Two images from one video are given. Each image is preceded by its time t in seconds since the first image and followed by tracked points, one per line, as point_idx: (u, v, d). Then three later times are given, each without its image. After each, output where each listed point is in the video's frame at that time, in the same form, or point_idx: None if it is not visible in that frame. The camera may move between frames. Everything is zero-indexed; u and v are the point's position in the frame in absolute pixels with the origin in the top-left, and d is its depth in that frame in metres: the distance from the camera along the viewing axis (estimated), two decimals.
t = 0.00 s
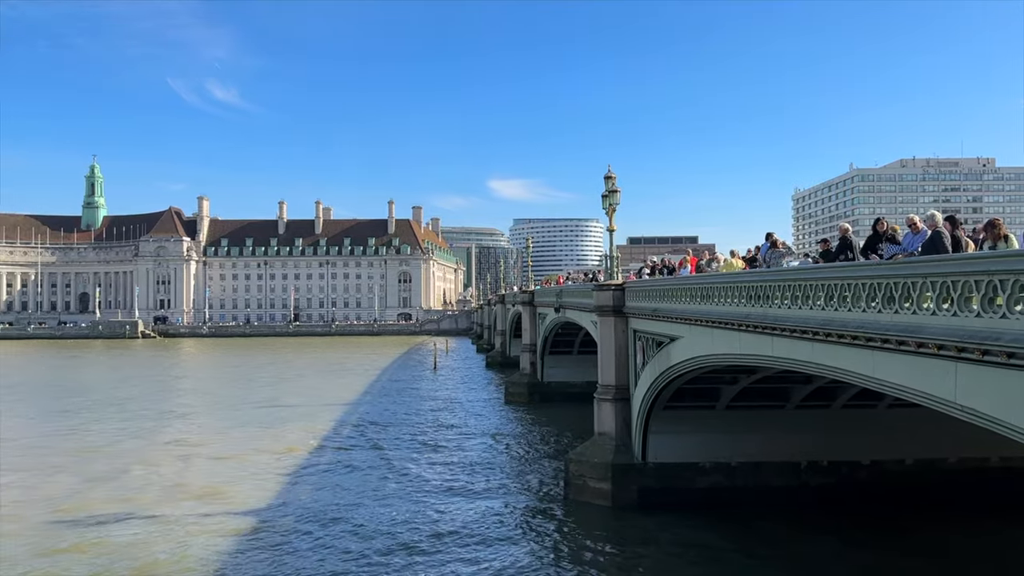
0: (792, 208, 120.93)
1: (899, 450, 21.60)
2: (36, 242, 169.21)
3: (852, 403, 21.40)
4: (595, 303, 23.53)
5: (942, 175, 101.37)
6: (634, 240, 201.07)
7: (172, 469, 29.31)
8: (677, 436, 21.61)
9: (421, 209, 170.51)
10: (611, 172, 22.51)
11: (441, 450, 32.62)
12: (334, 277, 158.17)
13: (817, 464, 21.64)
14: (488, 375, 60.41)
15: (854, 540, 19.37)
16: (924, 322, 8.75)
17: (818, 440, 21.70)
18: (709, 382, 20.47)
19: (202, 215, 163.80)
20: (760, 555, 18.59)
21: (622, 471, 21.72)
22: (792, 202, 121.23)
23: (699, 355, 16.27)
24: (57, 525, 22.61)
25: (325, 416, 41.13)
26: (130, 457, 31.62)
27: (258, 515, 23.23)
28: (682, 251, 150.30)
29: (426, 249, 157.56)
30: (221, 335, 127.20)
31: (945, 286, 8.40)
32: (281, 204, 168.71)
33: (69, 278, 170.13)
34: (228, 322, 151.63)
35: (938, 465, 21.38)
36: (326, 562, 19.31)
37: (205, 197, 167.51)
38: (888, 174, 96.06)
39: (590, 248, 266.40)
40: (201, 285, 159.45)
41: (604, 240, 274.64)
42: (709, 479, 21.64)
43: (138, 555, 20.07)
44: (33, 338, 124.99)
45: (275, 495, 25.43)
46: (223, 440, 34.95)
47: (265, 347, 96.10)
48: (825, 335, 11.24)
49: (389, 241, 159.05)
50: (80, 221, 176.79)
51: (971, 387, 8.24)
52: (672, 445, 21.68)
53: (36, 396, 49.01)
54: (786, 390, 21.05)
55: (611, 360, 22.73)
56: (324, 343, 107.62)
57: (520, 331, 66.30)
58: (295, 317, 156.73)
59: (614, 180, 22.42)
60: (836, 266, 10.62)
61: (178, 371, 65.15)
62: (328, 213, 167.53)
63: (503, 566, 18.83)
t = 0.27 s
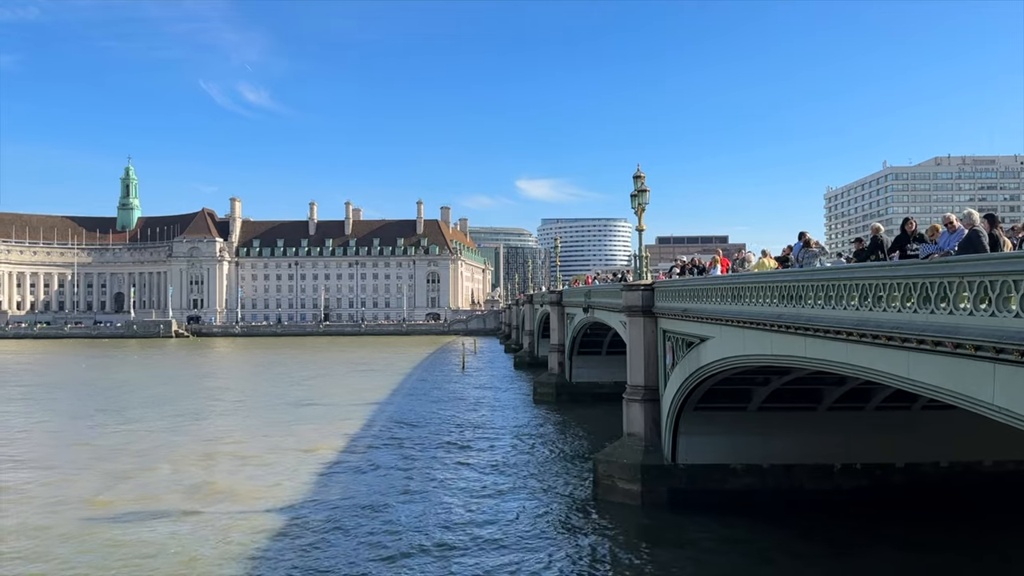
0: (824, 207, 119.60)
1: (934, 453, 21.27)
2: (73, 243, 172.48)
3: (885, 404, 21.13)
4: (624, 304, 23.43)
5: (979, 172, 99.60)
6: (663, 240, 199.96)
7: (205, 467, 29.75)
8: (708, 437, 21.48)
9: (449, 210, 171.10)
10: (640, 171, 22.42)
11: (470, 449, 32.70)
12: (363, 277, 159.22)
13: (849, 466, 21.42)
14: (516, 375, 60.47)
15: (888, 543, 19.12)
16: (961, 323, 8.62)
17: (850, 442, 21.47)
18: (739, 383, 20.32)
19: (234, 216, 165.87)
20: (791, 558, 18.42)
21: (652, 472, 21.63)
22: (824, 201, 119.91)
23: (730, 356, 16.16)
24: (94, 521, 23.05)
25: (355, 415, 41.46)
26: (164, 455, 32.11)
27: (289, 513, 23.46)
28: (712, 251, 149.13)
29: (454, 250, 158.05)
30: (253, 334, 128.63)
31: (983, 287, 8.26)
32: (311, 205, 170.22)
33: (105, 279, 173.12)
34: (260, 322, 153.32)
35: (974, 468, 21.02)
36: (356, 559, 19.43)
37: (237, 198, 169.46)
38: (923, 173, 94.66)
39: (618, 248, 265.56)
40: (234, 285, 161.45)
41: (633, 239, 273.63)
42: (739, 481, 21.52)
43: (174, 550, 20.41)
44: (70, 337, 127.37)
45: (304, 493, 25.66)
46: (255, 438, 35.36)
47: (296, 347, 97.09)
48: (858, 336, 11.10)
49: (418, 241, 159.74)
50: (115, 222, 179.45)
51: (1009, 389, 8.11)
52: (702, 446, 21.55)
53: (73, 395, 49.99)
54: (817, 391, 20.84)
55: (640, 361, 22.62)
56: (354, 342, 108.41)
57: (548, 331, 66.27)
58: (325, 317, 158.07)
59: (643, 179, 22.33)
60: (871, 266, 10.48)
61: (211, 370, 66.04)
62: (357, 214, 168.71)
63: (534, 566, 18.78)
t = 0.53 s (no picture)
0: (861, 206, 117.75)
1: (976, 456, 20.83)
2: (112, 244, 175.72)
3: (924, 406, 20.76)
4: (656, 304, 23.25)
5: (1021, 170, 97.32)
6: (696, 240, 198.33)
7: (241, 465, 30.16)
8: (743, 439, 21.26)
9: (480, 210, 171.28)
10: (673, 171, 22.26)
11: (501, 449, 32.72)
12: (395, 278, 160.13)
13: (887, 469, 21.09)
14: (548, 376, 60.38)
15: (928, 547, 18.76)
16: (1003, 325, 8.43)
17: (888, 445, 21.13)
18: (775, 384, 20.08)
19: (269, 218, 167.79)
20: (828, 562, 18.17)
21: (685, 474, 21.46)
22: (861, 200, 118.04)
23: (765, 357, 15.96)
24: (133, 517, 23.48)
25: (388, 415, 41.68)
26: (201, 453, 32.61)
27: (322, 512, 23.63)
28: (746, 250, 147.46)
29: (485, 250, 158.26)
30: (287, 334, 129.95)
31: None
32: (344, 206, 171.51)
33: (143, 279, 176.03)
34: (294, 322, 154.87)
35: (1016, 472, 20.56)
36: (389, 557, 19.51)
37: (272, 200, 171.37)
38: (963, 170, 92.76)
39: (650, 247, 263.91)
40: (269, 285, 163.31)
41: (665, 239, 271.75)
42: (775, 483, 21.29)
43: (211, 546, 20.69)
44: (110, 337, 129.74)
45: (337, 491, 25.88)
46: (288, 437, 35.75)
47: (329, 347, 97.92)
48: (898, 337, 10.88)
49: (449, 242, 160.12)
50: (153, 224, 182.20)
51: None
52: (737, 448, 21.34)
53: (113, 395, 50.88)
54: (855, 393, 20.54)
55: (673, 361, 22.40)
56: (386, 342, 109.00)
57: (580, 332, 66.05)
58: (358, 317, 159.21)
59: (676, 179, 22.17)
60: (910, 266, 10.28)
61: (246, 370, 66.83)
62: (390, 215, 169.73)
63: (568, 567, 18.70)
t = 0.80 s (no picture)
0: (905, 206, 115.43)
1: None
2: (157, 247, 179.13)
3: (972, 410, 20.25)
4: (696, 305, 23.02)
5: None
6: (735, 241, 196.21)
7: (281, 464, 30.58)
8: (785, 443, 20.99)
9: (517, 211, 171.38)
10: (712, 171, 22.03)
11: (538, 451, 32.72)
12: (432, 279, 160.94)
13: (933, 475, 20.67)
14: (585, 378, 60.17)
15: (976, 553, 18.33)
16: None
17: (934, 449, 20.69)
18: (818, 388, 19.76)
19: (309, 221, 169.91)
20: (875, 569, 17.84)
21: (726, 479, 21.22)
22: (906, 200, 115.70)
23: (808, 360, 15.76)
24: (177, 515, 23.93)
25: (426, 416, 41.92)
26: (242, 452, 33.11)
27: (360, 512, 23.83)
28: (786, 250, 145.42)
29: (522, 252, 158.31)
30: (327, 335, 131.43)
31: None
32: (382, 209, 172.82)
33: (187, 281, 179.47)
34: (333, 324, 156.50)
35: None
36: (429, 558, 19.62)
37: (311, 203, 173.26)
38: (1012, 168, 90.48)
39: (689, 248, 261.73)
40: (309, 287, 165.34)
41: (703, 240, 269.25)
42: (818, 488, 21.02)
43: (254, 545, 21.01)
44: (155, 338, 132.42)
45: (375, 491, 26.11)
46: (328, 438, 36.14)
47: (368, 348, 98.71)
48: (944, 340, 10.67)
49: (486, 243, 160.44)
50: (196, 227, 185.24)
51: None
52: (779, 452, 21.09)
53: (158, 394, 51.90)
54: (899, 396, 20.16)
55: (713, 364, 22.15)
56: (423, 343, 109.51)
57: (617, 333, 65.67)
58: (395, 318, 160.43)
59: (716, 179, 21.95)
60: (956, 267, 10.08)
61: (286, 371, 67.70)
62: (426, 217, 170.75)
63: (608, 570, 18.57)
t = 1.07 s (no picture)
0: (955, 207, 112.74)
1: None
2: (203, 251, 182.55)
3: None
4: (738, 308, 22.71)
5: None
6: (778, 243, 193.44)
7: (324, 465, 30.96)
8: (830, 448, 20.63)
9: (556, 214, 171.16)
10: (754, 172, 21.78)
11: (581, 455, 32.66)
12: (472, 283, 161.48)
13: (985, 482, 20.15)
14: (625, 381, 59.87)
15: None
16: None
17: (985, 456, 20.18)
18: (864, 392, 19.41)
19: (350, 225, 171.73)
20: None
21: (770, 484, 20.90)
22: (956, 200, 112.97)
23: (853, 364, 15.49)
24: (223, 514, 24.37)
25: (466, 418, 42.06)
26: (285, 453, 33.58)
27: (402, 513, 24.01)
28: (831, 251, 143.02)
29: (561, 255, 158.04)
30: (368, 339, 132.58)
31: None
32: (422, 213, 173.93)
33: (232, 285, 182.63)
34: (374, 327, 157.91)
35: None
36: (472, 560, 19.73)
37: (353, 207, 175.08)
38: None
39: (730, 251, 258.78)
40: (350, 290, 167.08)
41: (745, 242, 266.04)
42: (865, 495, 20.64)
43: (298, 544, 21.31)
44: (201, 341, 134.91)
45: (416, 493, 26.29)
46: (369, 439, 36.48)
47: (409, 351, 99.40)
48: (995, 344, 10.41)
49: (525, 246, 160.49)
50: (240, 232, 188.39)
51: None
52: (824, 458, 20.72)
53: (203, 396, 52.90)
54: (949, 401, 19.70)
55: (756, 368, 21.82)
56: (463, 346, 109.96)
57: (657, 337, 65.21)
58: (435, 321, 161.26)
59: (758, 180, 21.70)
60: (1007, 269, 9.85)
61: (328, 373, 68.49)
62: (466, 221, 171.36)
63: None
